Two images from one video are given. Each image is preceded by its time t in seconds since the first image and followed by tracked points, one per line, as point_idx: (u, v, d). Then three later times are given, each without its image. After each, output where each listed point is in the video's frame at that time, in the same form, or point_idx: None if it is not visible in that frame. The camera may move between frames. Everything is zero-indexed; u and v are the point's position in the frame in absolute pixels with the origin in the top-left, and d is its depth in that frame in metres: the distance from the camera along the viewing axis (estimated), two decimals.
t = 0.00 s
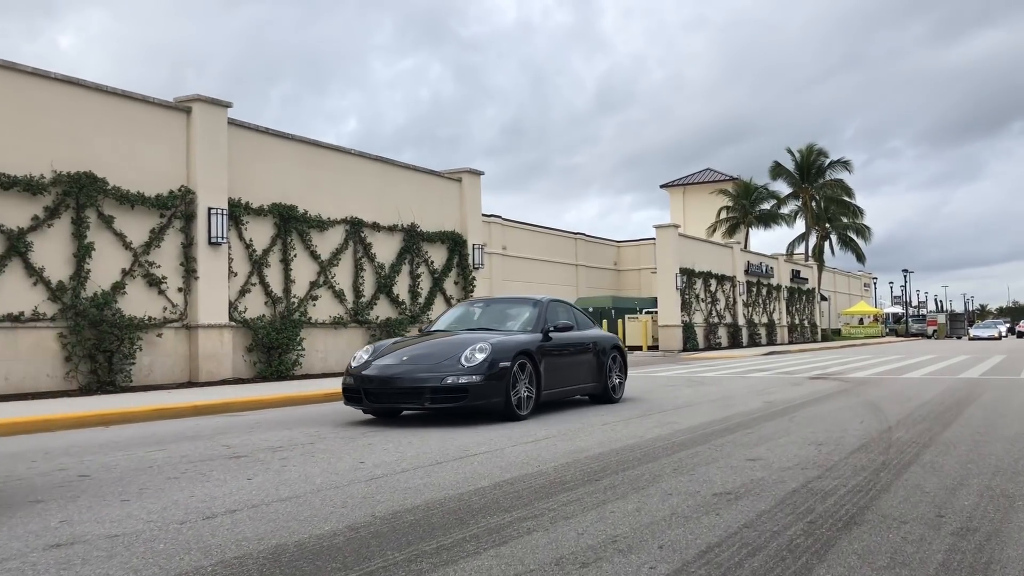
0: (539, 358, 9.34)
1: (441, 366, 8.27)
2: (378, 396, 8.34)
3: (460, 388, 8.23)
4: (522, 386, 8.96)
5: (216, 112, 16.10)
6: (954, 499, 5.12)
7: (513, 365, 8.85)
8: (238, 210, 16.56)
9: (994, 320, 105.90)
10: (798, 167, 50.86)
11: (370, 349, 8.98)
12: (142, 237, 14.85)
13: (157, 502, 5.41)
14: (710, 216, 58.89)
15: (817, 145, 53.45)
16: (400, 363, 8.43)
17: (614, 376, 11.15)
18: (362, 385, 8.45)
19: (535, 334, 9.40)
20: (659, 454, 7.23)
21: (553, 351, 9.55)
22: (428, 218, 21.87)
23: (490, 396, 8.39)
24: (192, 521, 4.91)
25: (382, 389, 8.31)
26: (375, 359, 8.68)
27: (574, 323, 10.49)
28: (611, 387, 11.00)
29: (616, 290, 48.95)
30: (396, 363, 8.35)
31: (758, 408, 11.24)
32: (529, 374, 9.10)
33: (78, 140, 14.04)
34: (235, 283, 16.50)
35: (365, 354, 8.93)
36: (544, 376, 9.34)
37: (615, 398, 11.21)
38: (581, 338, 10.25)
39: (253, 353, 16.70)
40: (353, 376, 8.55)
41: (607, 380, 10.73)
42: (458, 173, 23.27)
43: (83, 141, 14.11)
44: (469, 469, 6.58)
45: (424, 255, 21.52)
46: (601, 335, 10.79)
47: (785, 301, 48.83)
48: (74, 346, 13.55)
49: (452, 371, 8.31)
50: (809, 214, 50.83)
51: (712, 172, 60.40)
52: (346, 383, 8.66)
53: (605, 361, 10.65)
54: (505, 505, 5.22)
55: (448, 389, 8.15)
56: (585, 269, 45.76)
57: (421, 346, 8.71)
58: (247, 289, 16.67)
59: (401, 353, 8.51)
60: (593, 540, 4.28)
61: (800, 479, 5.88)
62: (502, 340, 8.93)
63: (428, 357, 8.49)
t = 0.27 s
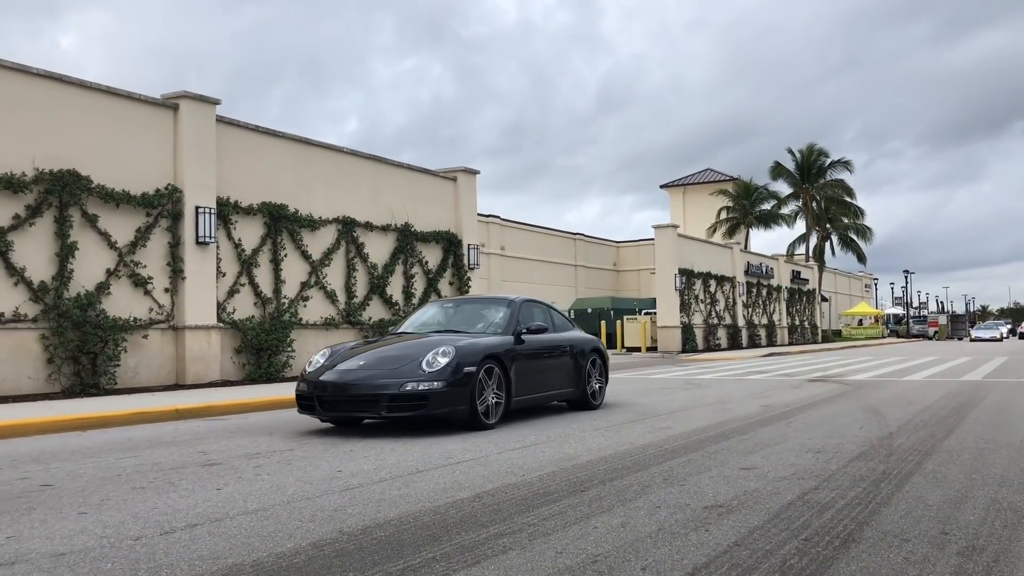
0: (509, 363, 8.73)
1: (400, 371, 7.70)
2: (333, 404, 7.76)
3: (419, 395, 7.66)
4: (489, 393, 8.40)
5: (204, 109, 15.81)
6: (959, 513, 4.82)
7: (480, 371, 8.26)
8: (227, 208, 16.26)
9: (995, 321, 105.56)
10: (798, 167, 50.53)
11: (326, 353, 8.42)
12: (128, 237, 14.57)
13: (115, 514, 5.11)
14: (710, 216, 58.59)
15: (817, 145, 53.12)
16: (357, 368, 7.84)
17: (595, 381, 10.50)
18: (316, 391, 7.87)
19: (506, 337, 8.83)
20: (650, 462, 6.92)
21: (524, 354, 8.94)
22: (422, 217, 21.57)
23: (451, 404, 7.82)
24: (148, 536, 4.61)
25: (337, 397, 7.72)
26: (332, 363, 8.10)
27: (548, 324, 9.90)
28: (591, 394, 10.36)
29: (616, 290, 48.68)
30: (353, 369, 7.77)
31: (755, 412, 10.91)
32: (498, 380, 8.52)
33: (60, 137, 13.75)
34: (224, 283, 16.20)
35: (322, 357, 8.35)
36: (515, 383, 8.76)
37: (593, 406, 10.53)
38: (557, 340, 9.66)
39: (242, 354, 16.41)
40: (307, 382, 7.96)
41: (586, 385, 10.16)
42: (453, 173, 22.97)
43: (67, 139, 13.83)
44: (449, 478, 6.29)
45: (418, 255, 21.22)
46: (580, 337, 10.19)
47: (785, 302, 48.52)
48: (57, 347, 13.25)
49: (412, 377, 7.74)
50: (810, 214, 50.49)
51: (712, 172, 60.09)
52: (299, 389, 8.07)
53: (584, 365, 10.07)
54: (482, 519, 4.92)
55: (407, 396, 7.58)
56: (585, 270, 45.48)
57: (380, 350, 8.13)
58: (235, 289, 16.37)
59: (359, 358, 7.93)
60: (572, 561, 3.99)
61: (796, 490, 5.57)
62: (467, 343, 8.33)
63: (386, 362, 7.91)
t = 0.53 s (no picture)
0: (475, 369, 8.20)
1: (353, 376, 7.19)
2: (281, 411, 7.24)
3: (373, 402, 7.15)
4: (452, 399, 7.91)
5: (194, 106, 15.54)
6: (964, 525, 4.54)
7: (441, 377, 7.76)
8: (217, 207, 15.99)
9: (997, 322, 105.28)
10: (799, 167, 50.23)
11: (279, 357, 7.92)
12: (115, 236, 14.31)
13: (72, 525, 4.83)
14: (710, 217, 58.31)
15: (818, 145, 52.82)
16: (306, 372, 7.32)
17: (572, 385, 10.00)
18: (263, 397, 7.34)
19: (474, 339, 8.34)
20: (640, 468, 6.65)
21: (492, 358, 8.42)
22: (416, 217, 21.29)
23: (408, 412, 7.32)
24: (102, 549, 4.33)
25: (284, 403, 7.20)
26: (282, 367, 7.58)
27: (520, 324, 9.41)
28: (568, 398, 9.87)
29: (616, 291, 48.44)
30: (303, 374, 7.26)
31: (751, 415, 10.62)
32: (462, 385, 8.03)
33: (44, 133, 13.48)
34: (213, 284, 15.94)
35: (272, 362, 7.83)
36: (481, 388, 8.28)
37: (571, 410, 10.03)
38: (529, 343, 9.14)
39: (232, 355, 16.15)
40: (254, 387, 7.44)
41: (561, 389, 9.66)
42: (449, 171, 22.69)
43: (51, 135, 13.57)
44: (429, 486, 6.02)
45: (412, 255, 20.95)
46: (555, 339, 9.69)
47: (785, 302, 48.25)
48: (41, 348, 12.97)
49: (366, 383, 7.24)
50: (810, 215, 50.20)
51: (713, 172, 59.81)
52: (246, 395, 7.54)
53: (560, 367, 9.58)
54: (459, 531, 4.65)
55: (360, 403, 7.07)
56: (585, 271, 45.24)
57: (333, 353, 7.62)
58: (225, 290, 16.10)
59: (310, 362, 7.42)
60: None
61: (791, 499, 5.30)
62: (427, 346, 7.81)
63: (338, 366, 7.39)
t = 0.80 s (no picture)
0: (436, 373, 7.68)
1: (295, 382, 6.65)
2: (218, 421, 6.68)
3: (316, 410, 6.61)
4: (407, 408, 7.36)
5: (183, 103, 15.27)
6: (968, 540, 4.26)
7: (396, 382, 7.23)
8: (206, 206, 15.72)
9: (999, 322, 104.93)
10: (800, 167, 49.91)
11: (222, 361, 7.41)
12: (101, 235, 14.05)
13: (21, 538, 4.55)
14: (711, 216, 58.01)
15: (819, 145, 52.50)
16: (245, 378, 6.78)
17: (547, 390, 9.54)
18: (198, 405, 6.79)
19: (436, 341, 7.85)
20: (628, 476, 6.36)
21: (455, 361, 7.90)
22: (411, 216, 21.01)
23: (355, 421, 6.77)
24: (46, 565, 4.06)
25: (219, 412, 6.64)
26: (221, 372, 7.05)
27: (487, 326, 8.92)
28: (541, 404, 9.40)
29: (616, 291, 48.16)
30: (242, 379, 6.72)
31: (748, 419, 10.34)
32: (419, 393, 7.50)
33: (26, 130, 13.21)
34: (202, 284, 15.66)
35: (212, 366, 7.29)
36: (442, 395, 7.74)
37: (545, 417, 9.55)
38: (498, 345, 8.64)
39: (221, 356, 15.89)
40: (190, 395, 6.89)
41: (535, 395, 9.18)
42: (444, 170, 22.41)
43: (35, 132, 13.32)
44: (405, 495, 5.74)
45: (407, 254, 20.68)
46: (527, 341, 9.21)
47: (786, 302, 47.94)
48: (23, 349, 12.70)
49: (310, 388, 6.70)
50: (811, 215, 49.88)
51: (714, 172, 59.51)
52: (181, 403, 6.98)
53: (531, 372, 9.09)
54: (430, 545, 4.37)
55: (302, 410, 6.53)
56: (585, 271, 44.97)
57: (277, 358, 7.09)
58: (214, 290, 15.82)
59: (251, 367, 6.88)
60: None
61: (784, 510, 5.01)
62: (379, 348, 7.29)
63: (279, 371, 6.84)
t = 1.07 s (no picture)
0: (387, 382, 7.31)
1: (223, 393, 6.19)
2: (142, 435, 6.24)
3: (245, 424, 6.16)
4: (350, 420, 6.95)
5: (172, 101, 15.02)
6: (970, 561, 3.99)
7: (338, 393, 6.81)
8: (194, 206, 15.46)
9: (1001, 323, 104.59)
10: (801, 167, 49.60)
11: (153, 367, 6.95)
12: (87, 235, 13.81)
13: None
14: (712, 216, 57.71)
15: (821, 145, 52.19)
16: (172, 389, 6.32)
17: (513, 397, 9.19)
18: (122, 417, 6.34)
19: (389, 347, 7.47)
20: (615, 486, 6.10)
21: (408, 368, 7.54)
22: (405, 216, 20.74)
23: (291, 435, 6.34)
24: None
25: (142, 425, 6.19)
26: (150, 380, 6.59)
27: (449, 330, 8.56)
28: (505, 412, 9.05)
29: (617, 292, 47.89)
30: (167, 390, 6.26)
31: (744, 424, 10.06)
32: (367, 404, 7.10)
33: (11, 129, 12.98)
34: (190, 285, 15.40)
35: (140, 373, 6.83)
36: (394, 405, 7.38)
37: (511, 425, 9.21)
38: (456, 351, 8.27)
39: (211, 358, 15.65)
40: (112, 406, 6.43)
41: (499, 402, 8.84)
42: (440, 170, 22.14)
43: (20, 131, 13.08)
44: (380, 507, 5.48)
45: (401, 255, 20.41)
46: (489, 345, 8.84)
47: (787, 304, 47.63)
48: (6, 352, 12.44)
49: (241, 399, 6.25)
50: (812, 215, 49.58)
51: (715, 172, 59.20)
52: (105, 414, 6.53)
53: (494, 379, 8.74)
54: (398, 565, 4.11)
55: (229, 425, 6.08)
56: (585, 271, 44.69)
57: (208, 365, 6.63)
58: (202, 292, 15.56)
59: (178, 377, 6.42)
60: None
61: (776, 526, 4.75)
62: (322, 355, 6.86)
63: (207, 380, 6.39)
